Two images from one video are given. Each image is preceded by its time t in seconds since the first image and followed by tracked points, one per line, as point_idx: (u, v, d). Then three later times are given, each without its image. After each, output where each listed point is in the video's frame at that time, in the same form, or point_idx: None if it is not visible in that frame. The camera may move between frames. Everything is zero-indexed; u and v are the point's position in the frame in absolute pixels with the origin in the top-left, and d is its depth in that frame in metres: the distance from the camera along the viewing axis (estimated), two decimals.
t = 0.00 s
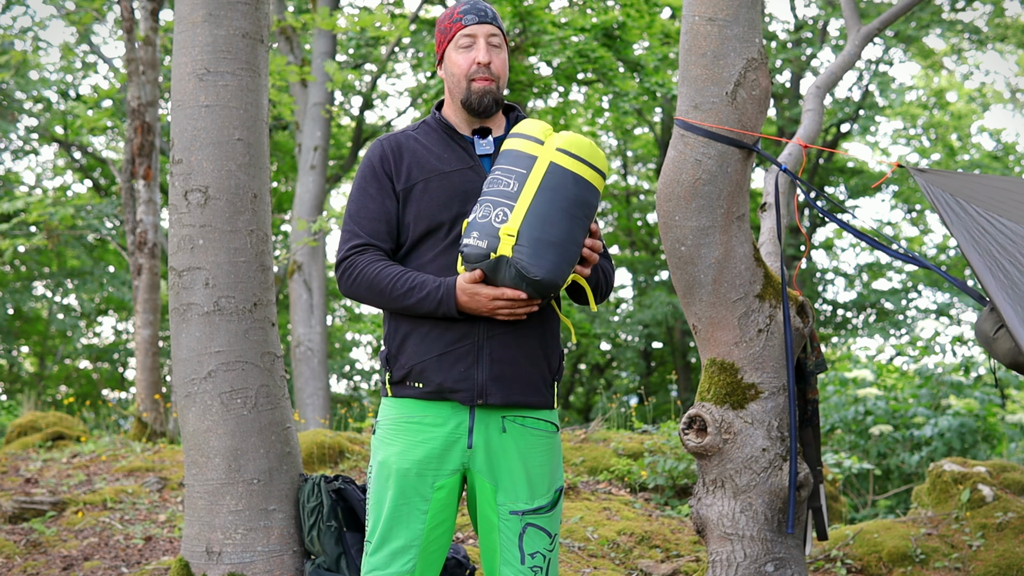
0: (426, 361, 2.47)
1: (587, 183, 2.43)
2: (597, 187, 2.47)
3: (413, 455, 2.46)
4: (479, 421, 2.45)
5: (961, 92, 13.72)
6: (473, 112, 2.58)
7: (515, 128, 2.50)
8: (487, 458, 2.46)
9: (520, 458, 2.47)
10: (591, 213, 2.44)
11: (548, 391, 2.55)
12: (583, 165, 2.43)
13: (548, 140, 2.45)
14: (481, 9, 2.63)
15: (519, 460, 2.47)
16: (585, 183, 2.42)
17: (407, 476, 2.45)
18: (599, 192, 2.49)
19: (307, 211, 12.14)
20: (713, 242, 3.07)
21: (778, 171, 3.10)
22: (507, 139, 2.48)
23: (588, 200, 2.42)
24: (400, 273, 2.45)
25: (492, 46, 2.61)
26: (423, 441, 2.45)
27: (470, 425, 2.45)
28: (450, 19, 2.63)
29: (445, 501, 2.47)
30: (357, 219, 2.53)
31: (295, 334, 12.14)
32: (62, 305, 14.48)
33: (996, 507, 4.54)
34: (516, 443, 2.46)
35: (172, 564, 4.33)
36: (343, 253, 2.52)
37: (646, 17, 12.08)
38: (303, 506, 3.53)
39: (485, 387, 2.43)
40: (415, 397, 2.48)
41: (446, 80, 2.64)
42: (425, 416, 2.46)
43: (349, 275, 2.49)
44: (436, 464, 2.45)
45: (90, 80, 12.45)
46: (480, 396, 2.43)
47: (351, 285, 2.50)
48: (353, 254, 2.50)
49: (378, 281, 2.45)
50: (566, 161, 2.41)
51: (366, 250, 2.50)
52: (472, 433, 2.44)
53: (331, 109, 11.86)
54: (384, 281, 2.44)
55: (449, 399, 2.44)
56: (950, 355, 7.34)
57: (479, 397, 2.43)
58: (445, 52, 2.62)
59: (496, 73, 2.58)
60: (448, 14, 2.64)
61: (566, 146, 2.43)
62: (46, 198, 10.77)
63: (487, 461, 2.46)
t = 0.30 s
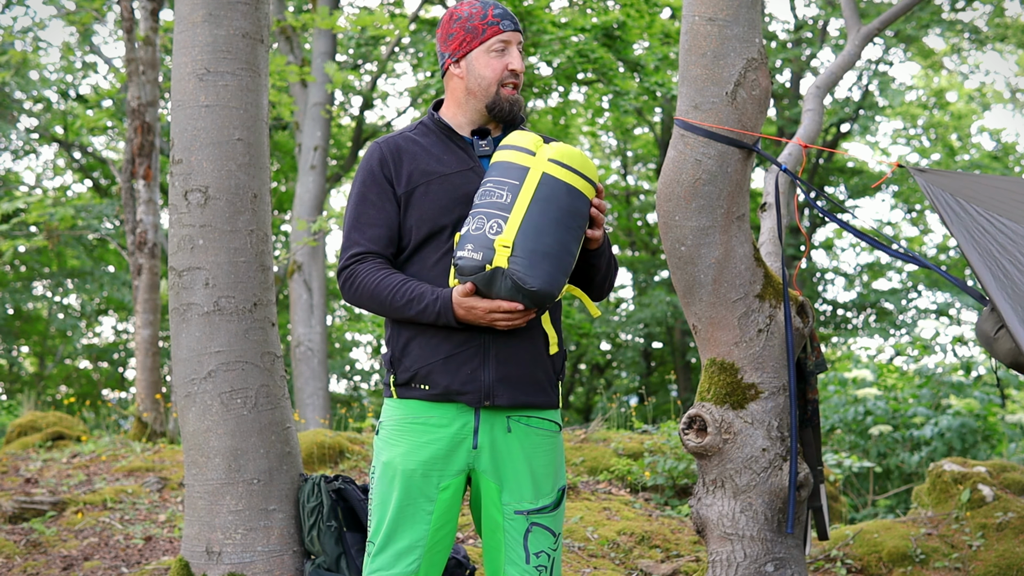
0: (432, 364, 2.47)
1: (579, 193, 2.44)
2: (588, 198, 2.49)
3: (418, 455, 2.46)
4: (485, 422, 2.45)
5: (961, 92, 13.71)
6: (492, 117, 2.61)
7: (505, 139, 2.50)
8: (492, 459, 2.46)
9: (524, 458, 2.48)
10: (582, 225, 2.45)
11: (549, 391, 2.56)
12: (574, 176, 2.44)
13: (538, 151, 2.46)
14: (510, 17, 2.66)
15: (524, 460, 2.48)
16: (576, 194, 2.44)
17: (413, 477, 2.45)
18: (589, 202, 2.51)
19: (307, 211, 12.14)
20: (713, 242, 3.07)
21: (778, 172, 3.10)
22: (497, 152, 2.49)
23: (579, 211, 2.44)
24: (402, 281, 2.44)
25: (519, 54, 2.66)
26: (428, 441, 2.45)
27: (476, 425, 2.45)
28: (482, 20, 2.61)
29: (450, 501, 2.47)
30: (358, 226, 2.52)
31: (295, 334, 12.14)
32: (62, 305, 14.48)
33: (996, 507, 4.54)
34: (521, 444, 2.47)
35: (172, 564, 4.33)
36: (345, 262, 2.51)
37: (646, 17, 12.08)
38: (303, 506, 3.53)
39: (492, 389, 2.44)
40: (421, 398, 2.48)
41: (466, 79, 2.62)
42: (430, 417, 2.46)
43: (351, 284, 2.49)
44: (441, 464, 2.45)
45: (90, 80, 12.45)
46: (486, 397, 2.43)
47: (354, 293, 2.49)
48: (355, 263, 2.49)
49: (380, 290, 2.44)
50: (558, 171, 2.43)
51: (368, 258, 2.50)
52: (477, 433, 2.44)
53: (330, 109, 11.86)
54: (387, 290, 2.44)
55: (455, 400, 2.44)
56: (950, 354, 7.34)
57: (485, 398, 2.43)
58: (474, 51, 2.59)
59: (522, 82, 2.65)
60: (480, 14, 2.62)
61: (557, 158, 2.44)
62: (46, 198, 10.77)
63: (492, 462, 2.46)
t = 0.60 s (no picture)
0: (435, 364, 2.47)
1: (601, 206, 2.46)
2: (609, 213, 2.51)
3: (420, 455, 2.45)
4: (487, 422, 2.45)
5: (960, 92, 13.70)
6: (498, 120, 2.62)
7: (533, 144, 2.53)
8: (493, 459, 2.46)
9: (526, 458, 2.48)
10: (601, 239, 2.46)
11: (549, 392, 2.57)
12: (599, 189, 2.46)
13: (565, 159, 2.48)
14: (524, 22, 2.67)
15: (525, 459, 2.48)
16: (599, 207, 2.46)
17: (414, 477, 2.45)
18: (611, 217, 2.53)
19: (307, 211, 12.14)
20: (713, 243, 3.07)
21: (778, 172, 3.10)
22: (523, 155, 2.51)
23: (599, 224, 2.45)
24: (404, 279, 2.44)
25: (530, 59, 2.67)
26: (430, 441, 2.45)
27: (477, 425, 2.45)
28: (499, 22, 2.61)
29: (451, 501, 2.48)
30: (360, 224, 2.51)
31: (295, 334, 12.14)
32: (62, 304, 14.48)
33: (996, 508, 4.54)
34: (523, 444, 2.48)
35: (172, 564, 4.33)
36: (345, 259, 2.50)
37: (646, 17, 12.09)
38: (302, 506, 3.53)
39: (495, 389, 2.44)
40: (422, 398, 2.47)
41: (475, 79, 2.61)
42: (431, 417, 2.46)
43: (352, 281, 2.48)
44: (443, 464, 2.45)
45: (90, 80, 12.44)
46: (490, 398, 2.44)
47: (355, 291, 2.49)
48: (356, 260, 2.49)
49: (381, 287, 2.44)
50: (584, 181, 2.45)
51: (369, 255, 2.49)
52: (479, 433, 2.45)
53: (330, 109, 11.87)
54: (392, 287, 2.43)
55: (457, 400, 2.44)
56: (950, 354, 7.36)
57: (489, 399, 2.44)
58: (489, 52, 2.59)
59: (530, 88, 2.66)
60: (497, 16, 2.62)
61: (583, 168, 2.47)
62: (46, 198, 10.77)
63: (494, 462, 2.46)
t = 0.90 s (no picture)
0: (439, 363, 2.46)
1: (622, 225, 2.51)
2: (627, 237, 2.55)
3: (421, 456, 2.45)
4: (488, 422, 2.46)
5: (960, 92, 13.70)
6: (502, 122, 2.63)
7: (574, 154, 2.61)
8: (495, 459, 2.46)
9: (526, 458, 2.49)
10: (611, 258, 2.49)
11: (548, 391, 2.57)
12: (625, 209, 2.52)
13: (600, 172, 2.56)
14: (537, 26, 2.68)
15: (526, 459, 2.49)
16: (620, 224, 2.50)
17: (415, 478, 2.44)
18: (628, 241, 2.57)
19: (307, 211, 12.15)
20: (713, 242, 3.07)
21: (778, 172, 3.10)
22: (565, 162, 2.60)
23: (614, 241, 2.48)
24: (396, 271, 2.44)
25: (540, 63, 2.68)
26: (432, 441, 2.44)
27: (479, 426, 2.45)
28: (515, 25, 2.61)
29: (451, 502, 2.48)
30: (356, 218, 2.49)
31: (295, 334, 12.14)
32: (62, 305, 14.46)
33: (996, 508, 4.54)
34: (524, 443, 2.49)
35: (172, 564, 4.33)
36: (338, 252, 2.49)
37: (646, 17, 12.10)
38: (303, 506, 3.53)
39: (498, 389, 2.45)
40: (423, 398, 2.46)
41: (486, 79, 2.61)
42: (432, 417, 2.45)
43: (343, 273, 2.47)
44: (445, 465, 2.45)
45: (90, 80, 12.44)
46: (493, 398, 2.44)
47: (346, 284, 2.47)
48: (349, 253, 2.47)
49: (372, 278, 2.43)
50: (613, 196, 2.50)
51: (362, 250, 2.48)
52: (481, 433, 2.45)
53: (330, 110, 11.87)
54: (379, 277, 2.43)
55: (460, 400, 2.44)
56: (950, 354, 7.36)
57: (492, 399, 2.44)
58: (503, 55, 2.59)
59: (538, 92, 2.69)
60: (513, 19, 2.61)
61: (616, 185, 2.53)
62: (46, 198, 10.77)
63: (495, 462, 2.47)
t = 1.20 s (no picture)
0: (439, 362, 2.46)
1: (622, 216, 2.52)
2: (627, 228, 2.56)
3: (421, 456, 2.45)
4: (487, 422, 2.46)
5: (960, 92, 13.69)
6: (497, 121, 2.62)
7: (567, 147, 2.60)
8: (494, 459, 2.46)
9: (525, 458, 2.49)
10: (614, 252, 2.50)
11: (547, 390, 2.57)
12: (624, 200, 2.52)
13: (597, 166, 2.55)
14: (533, 24, 2.66)
15: (525, 459, 2.49)
16: (619, 216, 2.51)
17: (415, 478, 2.45)
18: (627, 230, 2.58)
19: (307, 211, 12.15)
20: (713, 243, 3.07)
21: (778, 172, 3.10)
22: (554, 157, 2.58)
23: (617, 234, 2.50)
24: (397, 271, 2.44)
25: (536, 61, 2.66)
26: (431, 441, 2.44)
27: (478, 426, 2.45)
28: (506, 23, 2.60)
29: (450, 501, 2.48)
30: (356, 217, 2.50)
31: (295, 334, 12.14)
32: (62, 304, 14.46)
33: (996, 507, 4.54)
34: (523, 444, 2.49)
35: (172, 564, 4.33)
36: (338, 251, 2.49)
37: (646, 17, 12.10)
38: (302, 506, 3.53)
39: (498, 389, 2.45)
40: (423, 397, 2.46)
41: (479, 78, 2.61)
42: (432, 417, 2.45)
43: (343, 272, 2.48)
44: (443, 465, 2.45)
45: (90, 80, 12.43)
46: (492, 397, 2.44)
47: (346, 284, 2.48)
48: (349, 252, 2.48)
49: (373, 278, 2.44)
50: (611, 188, 2.51)
51: (363, 249, 2.48)
52: (480, 433, 2.45)
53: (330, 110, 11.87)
54: (381, 278, 2.43)
55: (460, 400, 2.44)
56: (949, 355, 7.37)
57: (491, 398, 2.44)
58: (494, 53, 2.58)
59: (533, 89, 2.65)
60: (505, 17, 2.60)
61: (613, 177, 2.54)
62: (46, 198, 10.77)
63: (494, 462, 2.47)
